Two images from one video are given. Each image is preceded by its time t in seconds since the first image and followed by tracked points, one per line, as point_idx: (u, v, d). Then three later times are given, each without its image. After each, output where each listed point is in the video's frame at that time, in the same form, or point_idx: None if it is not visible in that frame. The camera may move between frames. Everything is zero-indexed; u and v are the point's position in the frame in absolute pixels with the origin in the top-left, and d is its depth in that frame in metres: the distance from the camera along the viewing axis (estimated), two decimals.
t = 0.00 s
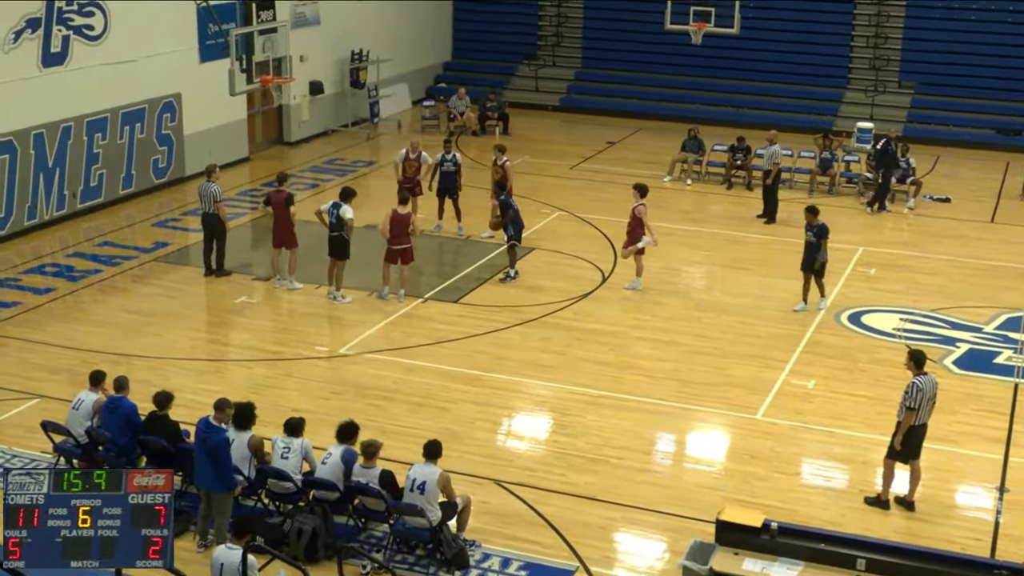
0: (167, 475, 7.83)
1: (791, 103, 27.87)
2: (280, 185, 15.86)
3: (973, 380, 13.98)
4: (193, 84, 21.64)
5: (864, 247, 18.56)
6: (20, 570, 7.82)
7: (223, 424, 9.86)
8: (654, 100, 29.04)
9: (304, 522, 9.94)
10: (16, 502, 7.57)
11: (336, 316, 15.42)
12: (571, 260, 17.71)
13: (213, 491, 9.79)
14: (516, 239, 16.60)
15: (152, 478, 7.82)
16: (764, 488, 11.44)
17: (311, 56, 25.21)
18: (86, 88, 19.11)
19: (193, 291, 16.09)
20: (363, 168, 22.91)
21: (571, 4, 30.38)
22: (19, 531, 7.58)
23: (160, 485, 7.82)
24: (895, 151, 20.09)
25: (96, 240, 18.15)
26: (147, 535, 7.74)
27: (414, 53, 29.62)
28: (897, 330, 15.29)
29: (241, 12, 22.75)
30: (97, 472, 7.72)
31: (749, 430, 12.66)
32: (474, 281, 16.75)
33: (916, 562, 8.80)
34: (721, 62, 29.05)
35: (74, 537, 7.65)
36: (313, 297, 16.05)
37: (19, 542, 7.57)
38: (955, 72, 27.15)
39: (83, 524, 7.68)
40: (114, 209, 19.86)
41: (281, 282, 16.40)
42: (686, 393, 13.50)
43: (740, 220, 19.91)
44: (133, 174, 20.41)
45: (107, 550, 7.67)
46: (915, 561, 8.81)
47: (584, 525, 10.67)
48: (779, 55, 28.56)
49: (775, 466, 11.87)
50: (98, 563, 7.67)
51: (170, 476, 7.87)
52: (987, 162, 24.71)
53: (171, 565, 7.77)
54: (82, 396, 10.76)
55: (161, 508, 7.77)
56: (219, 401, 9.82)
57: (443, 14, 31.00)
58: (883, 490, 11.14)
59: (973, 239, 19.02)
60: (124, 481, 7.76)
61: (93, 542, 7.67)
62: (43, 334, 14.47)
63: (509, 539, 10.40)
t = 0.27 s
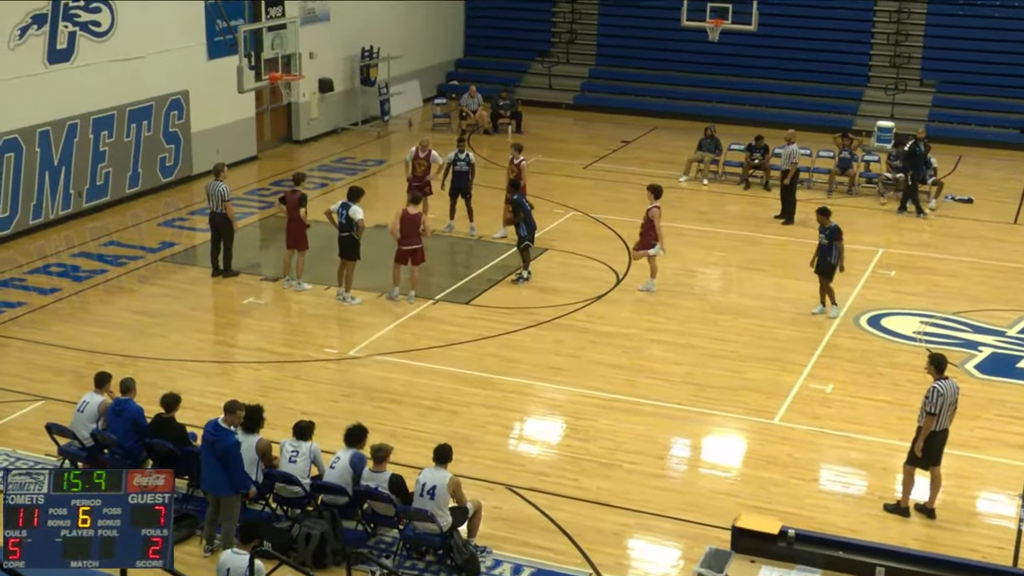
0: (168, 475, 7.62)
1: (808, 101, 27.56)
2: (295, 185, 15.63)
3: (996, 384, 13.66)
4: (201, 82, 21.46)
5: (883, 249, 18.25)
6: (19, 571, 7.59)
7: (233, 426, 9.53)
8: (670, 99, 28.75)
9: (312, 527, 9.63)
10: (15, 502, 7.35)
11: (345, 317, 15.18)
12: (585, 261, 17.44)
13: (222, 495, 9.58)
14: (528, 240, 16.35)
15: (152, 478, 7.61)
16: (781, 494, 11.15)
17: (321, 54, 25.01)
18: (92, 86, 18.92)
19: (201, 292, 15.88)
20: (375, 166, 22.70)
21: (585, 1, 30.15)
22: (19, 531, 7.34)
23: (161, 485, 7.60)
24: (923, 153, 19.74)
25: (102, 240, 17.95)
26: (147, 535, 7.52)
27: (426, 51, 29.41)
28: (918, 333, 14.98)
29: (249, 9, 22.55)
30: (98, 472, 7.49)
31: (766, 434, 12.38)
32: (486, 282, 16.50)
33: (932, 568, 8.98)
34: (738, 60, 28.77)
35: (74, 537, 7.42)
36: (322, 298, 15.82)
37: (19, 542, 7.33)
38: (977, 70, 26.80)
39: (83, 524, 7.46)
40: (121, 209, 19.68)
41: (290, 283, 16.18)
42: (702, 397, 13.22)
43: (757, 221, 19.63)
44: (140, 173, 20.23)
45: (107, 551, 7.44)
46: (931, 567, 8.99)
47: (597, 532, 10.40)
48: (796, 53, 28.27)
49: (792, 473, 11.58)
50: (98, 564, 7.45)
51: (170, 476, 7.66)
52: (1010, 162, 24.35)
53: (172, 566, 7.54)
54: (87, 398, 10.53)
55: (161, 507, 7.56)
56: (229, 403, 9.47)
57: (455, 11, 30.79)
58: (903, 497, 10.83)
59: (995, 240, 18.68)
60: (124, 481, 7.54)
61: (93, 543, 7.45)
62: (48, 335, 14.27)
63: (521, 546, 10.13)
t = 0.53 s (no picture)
0: (168, 475, 7.46)
1: (823, 100, 27.34)
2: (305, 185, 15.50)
3: (1014, 388, 13.41)
4: (207, 80, 21.33)
5: (899, 250, 18.02)
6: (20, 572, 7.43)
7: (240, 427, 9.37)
8: (682, 97, 28.54)
9: (318, 531, 9.42)
10: (15, 502, 7.18)
11: (352, 318, 15.00)
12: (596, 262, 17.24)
13: (232, 498, 9.37)
14: (537, 240, 16.16)
15: (152, 477, 7.44)
16: (794, 499, 10.93)
17: (328, 52, 24.86)
18: (97, 83, 18.80)
19: (206, 292, 15.72)
20: (383, 166, 22.53)
21: None
22: (19, 531, 7.18)
23: (161, 485, 7.44)
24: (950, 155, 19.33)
25: (107, 240, 17.80)
26: (147, 535, 7.35)
27: (435, 50, 29.26)
28: (934, 336, 14.74)
29: (256, 6, 22.42)
30: (98, 472, 7.32)
31: (779, 438, 12.16)
32: (494, 283, 16.31)
33: None
34: (752, 58, 28.57)
35: (74, 537, 7.26)
36: (329, 299, 15.65)
37: (19, 542, 7.18)
38: (995, 68, 26.52)
39: (83, 524, 7.29)
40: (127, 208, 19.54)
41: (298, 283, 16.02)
42: (714, 400, 13.00)
43: (770, 221, 19.42)
44: (145, 172, 20.09)
45: (108, 551, 7.29)
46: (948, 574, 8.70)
47: (606, 537, 10.20)
48: (810, 51, 28.08)
49: (806, 477, 11.36)
50: (98, 564, 7.30)
51: (170, 476, 7.50)
52: None
53: (171, 567, 7.37)
54: (90, 399, 10.27)
55: (161, 507, 7.40)
56: (236, 405, 9.32)
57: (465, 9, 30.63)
58: (919, 503, 10.59)
59: (1012, 241, 18.42)
60: (124, 480, 7.37)
61: (93, 543, 7.29)
62: (52, 336, 14.12)
63: (529, 551, 9.92)
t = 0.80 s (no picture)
0: (168, 475, 7.40)
1: (831, 100, 27.22)
2: (311, 186, 15.45)
3: None
4: (211, 79, 21.28)
5: (908, 251, 17.92)
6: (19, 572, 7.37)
7: (246, 428, 9.23)
8: (689, 97, 28.46)
9: (323, 532, 9.30)
10: (15, 502, 7.12)
11: (358, 319, 14.93)
12: (602, 262, 17.16)
13: (240, 499, 9.26)
14: (544, 240, 16.07)
15: (153, 477, 7.38)
16: (802, 502, 10.83)
17: (333, 51, 24.81)
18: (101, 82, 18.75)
19: (211, 292, 15.66)
20: (389, 166, 22.47)
21: None
22: (19, 531, 7.13)
23: (160, 485, 7.38)
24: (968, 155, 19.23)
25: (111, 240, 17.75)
26: (147, 535, 7.29)
27: (441, 50, 29.21)
28: (942, 338, 14.64)
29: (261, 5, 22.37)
30: (97, 471, 7.26)
31: (786, 440, 12.06)
32: (500, 284, 16.22)
33: None
34: (759, 58, 28.48)
35: (74, 537, 7.20)
36: (334, 299, 15.59)
37: (19, 542, 7.12)
38: (1004, 68, 26.39)
39: (83, 524, 7.23)
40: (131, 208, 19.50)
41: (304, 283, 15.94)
42: (721, 402, 12.91)
43: (778, 222, 19.33)
44: (150, 172, 20.05)
45: (107, 551, 7.23)
46: None
47: (612, 539, 10.12)
48: (819, 50, 28.01)
49: (813, 480, 11.26)
50: (98, 564, 7.24)
51: (170, 476, 7.44)
52: None
53: (171, 567, 7.31)
54: (95, 400, 10.18)
55: (161, 507, 7.34)
56: (241, 405, 9.15)
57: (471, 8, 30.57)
58: (928, 505, 10.49)
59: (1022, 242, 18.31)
60: (124, 480, 7.31)
61: (93, 543, 7.23)
62: (56, 336, 14.07)
63: (535, 554, 9.84)
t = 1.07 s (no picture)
0: (168, 475, 7.38)
1: (835, 100, 27.18)
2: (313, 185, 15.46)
3: None
4: (214, 79, 21.28)
5: (911, 251, 17.90)
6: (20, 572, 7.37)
7: (249, 427, 9.25)
8: (693, 97, 28.44)
9: (325, 533, 9.33)
10: (15, 502, 7.12)
11: (361, 319, 14.93)
12: (604, 262, 17.17)
13: (244, 500, 9.24)
14: (546, 240, 16.09)
15: (153, 477, 7.37)
16: (805, 502, 10.82)
17: (337, 51, 24.81)
18: (104, 82, 18.76)
19: (213, 292, 15.66)
20: (391, 166, 22.48)
21: None
22: (19, 531, 7.13)
23: (160, 485, 7.37)
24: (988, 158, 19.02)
25: (114, 240, 17.76)
26: (147, 535, 7.28)
27: (444, 50, 29.19)
28: (946, 338, 14.62)
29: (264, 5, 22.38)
30: (97, 471, 7.26)
31: (789, 441, 12.05)
32: (503, 284, 16.22)
33: None
34: (763, 58, 28.46)
35: (73, 537, 7.19)
36: (337, 300, 15.59)
37: (19, 542, 7.12)
38: (1008, 68, 26.34)
39: (83, 524, 7.23)
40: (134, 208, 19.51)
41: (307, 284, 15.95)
42: (724, 402, 12.90)
43: (781, 222, 19.31)
44: (152, 172, 20.05)
45: (107, 551, 7.22)
46: None
47: (614, 539, 10.11)
48: (822, 50, 27.98)
49: (817, 480, 11.25)
50: (98, 564, 7.23)
51: (170, 476, 7.43)
52: None
53: (171, 567, 7.29)
54: (98, 400, 10.19)
55: (161, 507, 7.32)
56: (244, 404, 9.17)
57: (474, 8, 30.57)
58: (931, 506, 10.47)
59: None
60: (123, 480, 7.31)
61: (93, 543, 7.22)
62: (59, 336, 14.07)
63: (538, 554, 9.83)
